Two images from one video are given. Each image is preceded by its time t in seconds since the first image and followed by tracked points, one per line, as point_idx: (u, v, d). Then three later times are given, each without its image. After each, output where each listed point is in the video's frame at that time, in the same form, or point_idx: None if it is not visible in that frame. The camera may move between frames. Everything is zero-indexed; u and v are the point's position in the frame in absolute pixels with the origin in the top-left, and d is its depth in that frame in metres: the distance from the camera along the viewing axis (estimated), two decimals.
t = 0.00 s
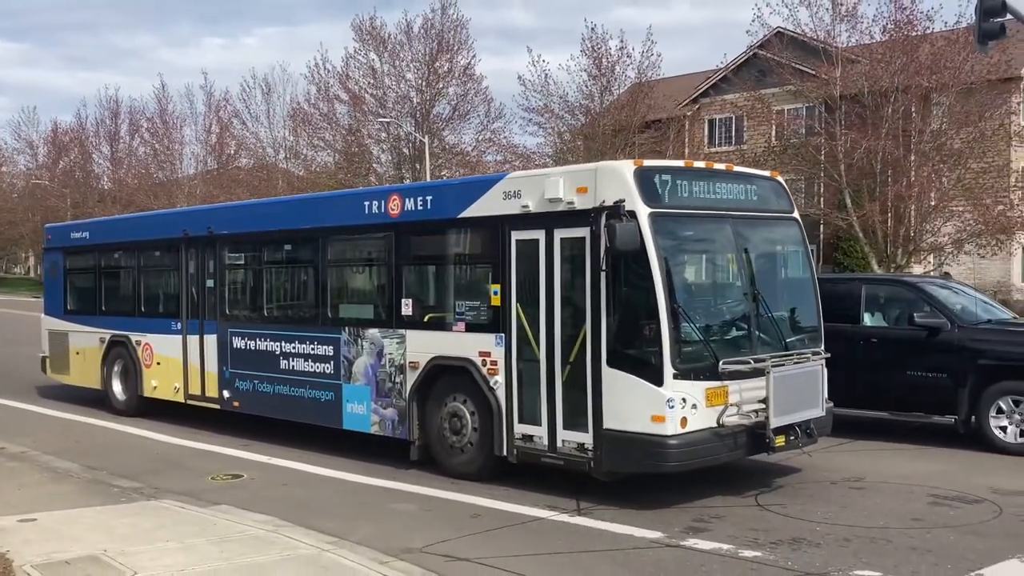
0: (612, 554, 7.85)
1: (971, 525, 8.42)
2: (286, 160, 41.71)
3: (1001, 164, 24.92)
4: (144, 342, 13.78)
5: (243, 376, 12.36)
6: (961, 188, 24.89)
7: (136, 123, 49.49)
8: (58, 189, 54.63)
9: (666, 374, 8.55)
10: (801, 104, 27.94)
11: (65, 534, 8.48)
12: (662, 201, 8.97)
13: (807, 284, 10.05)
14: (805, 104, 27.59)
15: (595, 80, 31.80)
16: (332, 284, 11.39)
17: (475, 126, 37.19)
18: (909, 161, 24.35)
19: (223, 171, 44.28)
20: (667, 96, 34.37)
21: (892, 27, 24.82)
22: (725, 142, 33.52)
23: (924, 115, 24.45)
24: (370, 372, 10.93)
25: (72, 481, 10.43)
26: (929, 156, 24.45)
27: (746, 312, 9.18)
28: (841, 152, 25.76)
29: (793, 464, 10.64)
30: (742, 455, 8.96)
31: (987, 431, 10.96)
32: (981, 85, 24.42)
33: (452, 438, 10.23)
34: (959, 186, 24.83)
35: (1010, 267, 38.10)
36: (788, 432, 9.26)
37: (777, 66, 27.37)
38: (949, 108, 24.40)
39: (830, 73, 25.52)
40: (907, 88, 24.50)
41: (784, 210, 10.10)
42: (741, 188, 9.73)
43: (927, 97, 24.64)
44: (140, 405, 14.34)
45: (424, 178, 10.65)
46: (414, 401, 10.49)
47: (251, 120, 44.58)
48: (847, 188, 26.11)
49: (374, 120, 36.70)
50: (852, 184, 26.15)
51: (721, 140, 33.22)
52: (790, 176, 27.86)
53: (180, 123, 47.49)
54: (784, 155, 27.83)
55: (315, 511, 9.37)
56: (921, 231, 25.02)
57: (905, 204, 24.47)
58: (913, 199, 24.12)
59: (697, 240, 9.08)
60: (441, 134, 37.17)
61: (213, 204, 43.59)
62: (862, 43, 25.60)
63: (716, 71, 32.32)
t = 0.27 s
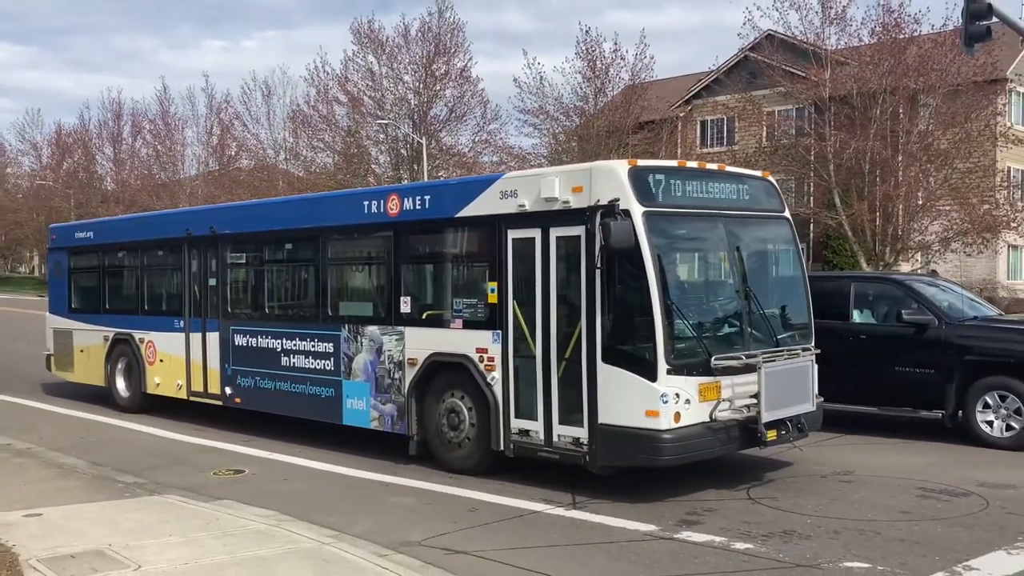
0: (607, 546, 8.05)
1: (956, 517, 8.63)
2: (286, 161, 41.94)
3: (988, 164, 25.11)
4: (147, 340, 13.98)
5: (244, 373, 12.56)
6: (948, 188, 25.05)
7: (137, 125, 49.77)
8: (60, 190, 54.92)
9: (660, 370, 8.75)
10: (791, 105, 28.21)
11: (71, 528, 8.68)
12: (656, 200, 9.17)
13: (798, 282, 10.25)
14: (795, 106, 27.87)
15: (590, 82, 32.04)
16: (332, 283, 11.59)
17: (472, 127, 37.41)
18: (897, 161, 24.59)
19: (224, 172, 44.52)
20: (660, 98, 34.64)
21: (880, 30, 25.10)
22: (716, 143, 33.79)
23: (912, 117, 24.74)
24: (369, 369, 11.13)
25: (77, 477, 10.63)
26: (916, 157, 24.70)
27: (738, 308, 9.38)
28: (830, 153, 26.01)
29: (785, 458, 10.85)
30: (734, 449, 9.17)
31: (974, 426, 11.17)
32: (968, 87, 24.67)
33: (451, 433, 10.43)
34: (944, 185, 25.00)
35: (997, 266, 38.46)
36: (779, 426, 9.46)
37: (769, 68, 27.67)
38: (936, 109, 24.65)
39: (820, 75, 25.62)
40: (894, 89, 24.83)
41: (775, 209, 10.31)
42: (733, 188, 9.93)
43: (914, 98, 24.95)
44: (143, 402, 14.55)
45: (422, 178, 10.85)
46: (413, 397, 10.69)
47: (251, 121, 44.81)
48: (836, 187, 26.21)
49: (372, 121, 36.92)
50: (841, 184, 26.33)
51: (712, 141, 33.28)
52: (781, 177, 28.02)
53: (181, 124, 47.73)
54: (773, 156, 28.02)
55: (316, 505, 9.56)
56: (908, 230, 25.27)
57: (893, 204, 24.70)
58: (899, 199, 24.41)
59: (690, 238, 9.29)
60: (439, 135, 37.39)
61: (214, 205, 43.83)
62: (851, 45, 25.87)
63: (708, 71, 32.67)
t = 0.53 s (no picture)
0: (604, 546, 8.05)
1: (953, 516, 8.64)
2: (282, 161, 41.91)
3: (984, 162, 25.11)
4: (143, 340, 13.95)
5: (241, 373, 12.54)
6: (945, 187, 25.10)
7: (134, 124, 49.72)
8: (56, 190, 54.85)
9: (657, 370, 8.75)
10: (787, 105, 28.22)
11: (67, 528, 8.66)
12: (653, 200, 9.17)
13: (795, 282, 10.25)
14: (792, 105, 27.88)
15: (586, 82, 32.05)
16: (329, 283, 11.57)
17: (468, 127, 37.38)
18: (893, 160, 24.61)
19: (220, 171, 44.47)
20: (657, 98, 34.64)
21: (876, 30, 25.14)
22: (714, 142, 33.77)
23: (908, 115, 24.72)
24: (366, 369, 11.12)
25: (74, 478, 10.60)
26: (911, 156, 24.70)
27: (734, 309, 9.39)
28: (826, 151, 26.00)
29: (782, 458, 10.85)
30: (731, 448, 9.18)
31: (970, 425, 11.19)
32: (963, 86, 24.70)
33: (448, 433, 10.43)
34: (941, 184, 25.04)
35: (991, 265, 38.58)
36: (776, 426, 9.47)
37: (764, 68, 27.72)
38: (932, 109, 24.58)
39: (817, 74, 25.77)
40: (891, 89, 24.84)
41: (772, 209, 10.31)
42: (729, 188, 9.94)
43: (911, 97, 24.85)
44: (139, 402, 14.52)
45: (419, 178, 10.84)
46: (410, 397, 10.68)
47: (247, 121, 44.78)
48: (833, 186, 26.26)
49: (368, 121, 36.90)
50: (837, 183, 26.34)
51: (709, 141, 33.12)
52: (777, 176, 27.99)
53: (177, 124, 47.68)
54: (769, 155, 27.99)
55: (313, 506, 9.55)
56: (905, 228, 25.41)
57: (889, 202, 24.76)
58: (896, 198, 24.46)
59: (687, 238, 9.29)
60: (435, 135, 37.36)
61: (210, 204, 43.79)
62: (847, 44, 25.87)
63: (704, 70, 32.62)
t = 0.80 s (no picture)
0: (601, 547, 8.05)
1: (949, 516, 8.66)
2: (279, 162, 41.89)
3: (980, 163, 25.14)
4: (139, 341, 13.93)
5: (237, 374, 12.53)
6: (941, 189, 25.14)
7: (130, 125, 49.67)
8: (53, 191, 54.78)
9: (654, 371, 8.76)
10: (784, 106, 28.26)
11: (63, 530, 8.65)
12: (649, 201, 9.19)
13: (791, 283, 10.26)
14: (788, 106, 27.92)
15: (582, 83, 32.07)
16: (326, 284, 11.56)
17: (465, 128, 37.37)
18: (889, 161, 24.65)
19: (216, 172, 44.43)
20: (653, 99, 34.65)
21: (872, 31, 25.21)
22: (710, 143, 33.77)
23: (904, 117, 24.72)
24: (363, 370, 11.12)
25: (68, 479, 10.59)
26: (908, 157, 24.70)
27: (730, 309, 9.40)
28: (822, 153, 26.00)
29: (779, 459, 10.86)
30: (728, 449, 9.19)
31: (966, 425, 11.21)
32: (959, 87, 24.72)
33: (445, 434, 10.43)
34: (937, 185, 25.09)
35: (987, 266, 38.63)
36: (772, 426, 9.49)
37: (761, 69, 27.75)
38: (928, 110, 24.57)
39: (813, 76, 25.74)
40: (887, 90, 24.79)
41: (768, 210, 10.33)
42: (725, 188, 9.94)
43: (907, 98, 24.82)
44: (135, 403, 14.50)
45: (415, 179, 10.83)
46: (407, 398, 10.68)
47: (244, 122, 44.77)
48: (829, 187, 26.28)
49: (365, 122, 36.88)
50: (833, 184, 26.34)
51: (705, 142, 32.99)
52: (773, 177, 27.99)
53: (173, 125, 47.64)
54: (765, 156, 27.99)
55: (309, 506, 9.54)
56: (901, 229, 25.49)
57: (885, 203, 24.79)
58: (892, 199, 24.47)
59: (683, 239, 9.30)
60: (432, 136, 37.35)
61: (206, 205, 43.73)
62: (842, 46, 25.91)
63: (701, 72, 32.57)
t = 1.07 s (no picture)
0: (597, 549, 8.05)
1: (944, 518, 8.68)
2: (275, 163, 41.86)
3: (975, 166, 25.21)
4: (135, 343, 13.91)
5: (233, 376, 12.51)
6: (936, 191, 25.18)
7: (126, 126, 49.63)
8: (48, 192, 54.71)
9: (650, 373, 8.76)
10: (780, 108, 28.31)
11: (59, 532, 8.63)
12: (646, 203, 9.19)
13: (787, 284, 10.27)
14: (784, 108, 27.97)
15: (578, 85, 32.08)
16: (322, 285, 11.55)
17: (462, 129, 37.35)
18: (885, 164, 24.71)
19: (212, 173, 44.37)
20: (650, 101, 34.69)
21: (868, 34, 25.28)
22: (707, 144, 33.78)
23: (900, 119, 24.77)
24: (359, 372, 11.11)
25: (64, 481, 10.56)
26: (904, 160, 24.68)
27: (726, 310, 9.41)
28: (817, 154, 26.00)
29: (775, 460, 10.87)
30: (724, 450, 9.20)
31: (961, 427, 11.23)
32: (955, 90, 24.75)
33: (441, 435, 10.43)
34: (932, 187, 25.14)
35: (982, 268, 38.70)
36: (768, 428, 9.51)
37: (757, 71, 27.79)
38: (923, 113, 24.80)
39: (809, 78, 25.84)
40: (883, 93, 24.78)
41: (764, 211, 10.34)
42: (721, 190, 9.95)
43: (902, 101, 24.90)
44: (130, 405, 14.48)
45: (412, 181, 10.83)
46: (403, 400, 10.67)
47: (240, 123, 44.72)
48: (825, 190, 26.31)
49: (361, 123, 36.86)
50: (828, 186, 26.36)
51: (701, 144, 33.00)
52: (769, 179, 28.04)
53: (169, 126, 47.60)
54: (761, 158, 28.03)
55: (306, 508, 9.53)
56: (897, 232, 25.44)
57: (881, 205, 24.84)
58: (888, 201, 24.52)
59: (679, 241, 9.31)
60: (428, 137, 37.33)
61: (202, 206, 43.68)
62: (839, 48, 25.95)
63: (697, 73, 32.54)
